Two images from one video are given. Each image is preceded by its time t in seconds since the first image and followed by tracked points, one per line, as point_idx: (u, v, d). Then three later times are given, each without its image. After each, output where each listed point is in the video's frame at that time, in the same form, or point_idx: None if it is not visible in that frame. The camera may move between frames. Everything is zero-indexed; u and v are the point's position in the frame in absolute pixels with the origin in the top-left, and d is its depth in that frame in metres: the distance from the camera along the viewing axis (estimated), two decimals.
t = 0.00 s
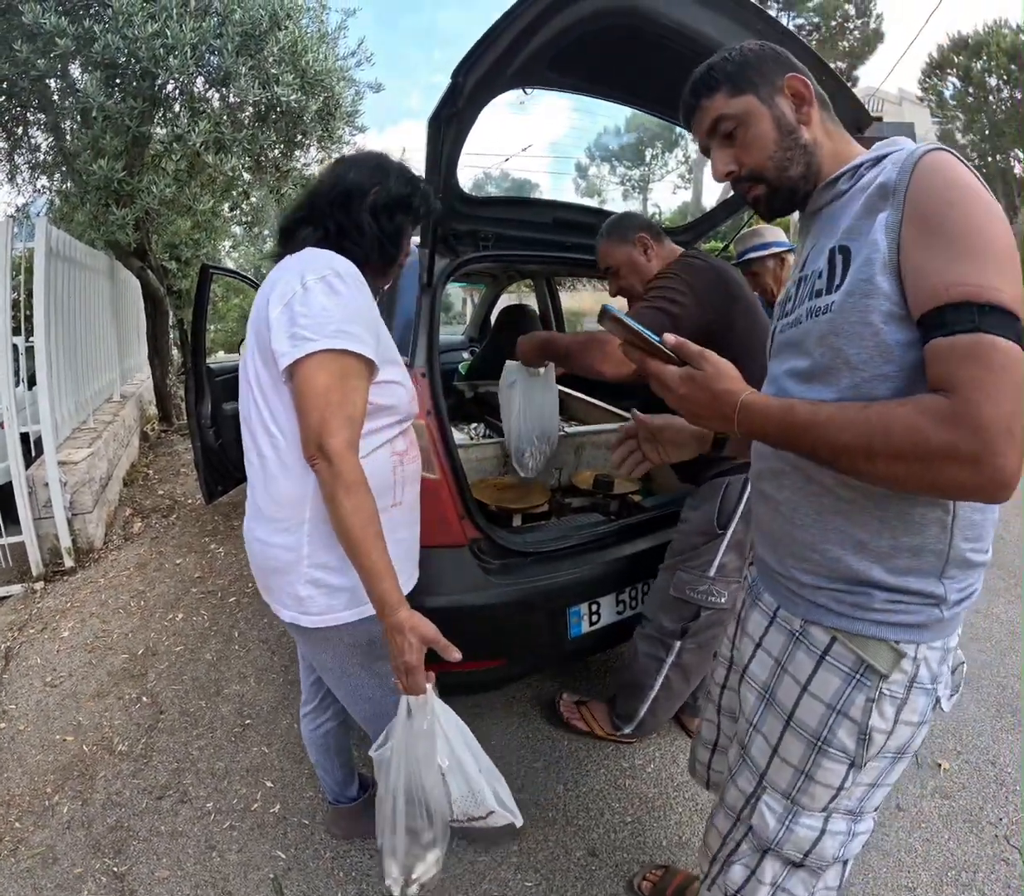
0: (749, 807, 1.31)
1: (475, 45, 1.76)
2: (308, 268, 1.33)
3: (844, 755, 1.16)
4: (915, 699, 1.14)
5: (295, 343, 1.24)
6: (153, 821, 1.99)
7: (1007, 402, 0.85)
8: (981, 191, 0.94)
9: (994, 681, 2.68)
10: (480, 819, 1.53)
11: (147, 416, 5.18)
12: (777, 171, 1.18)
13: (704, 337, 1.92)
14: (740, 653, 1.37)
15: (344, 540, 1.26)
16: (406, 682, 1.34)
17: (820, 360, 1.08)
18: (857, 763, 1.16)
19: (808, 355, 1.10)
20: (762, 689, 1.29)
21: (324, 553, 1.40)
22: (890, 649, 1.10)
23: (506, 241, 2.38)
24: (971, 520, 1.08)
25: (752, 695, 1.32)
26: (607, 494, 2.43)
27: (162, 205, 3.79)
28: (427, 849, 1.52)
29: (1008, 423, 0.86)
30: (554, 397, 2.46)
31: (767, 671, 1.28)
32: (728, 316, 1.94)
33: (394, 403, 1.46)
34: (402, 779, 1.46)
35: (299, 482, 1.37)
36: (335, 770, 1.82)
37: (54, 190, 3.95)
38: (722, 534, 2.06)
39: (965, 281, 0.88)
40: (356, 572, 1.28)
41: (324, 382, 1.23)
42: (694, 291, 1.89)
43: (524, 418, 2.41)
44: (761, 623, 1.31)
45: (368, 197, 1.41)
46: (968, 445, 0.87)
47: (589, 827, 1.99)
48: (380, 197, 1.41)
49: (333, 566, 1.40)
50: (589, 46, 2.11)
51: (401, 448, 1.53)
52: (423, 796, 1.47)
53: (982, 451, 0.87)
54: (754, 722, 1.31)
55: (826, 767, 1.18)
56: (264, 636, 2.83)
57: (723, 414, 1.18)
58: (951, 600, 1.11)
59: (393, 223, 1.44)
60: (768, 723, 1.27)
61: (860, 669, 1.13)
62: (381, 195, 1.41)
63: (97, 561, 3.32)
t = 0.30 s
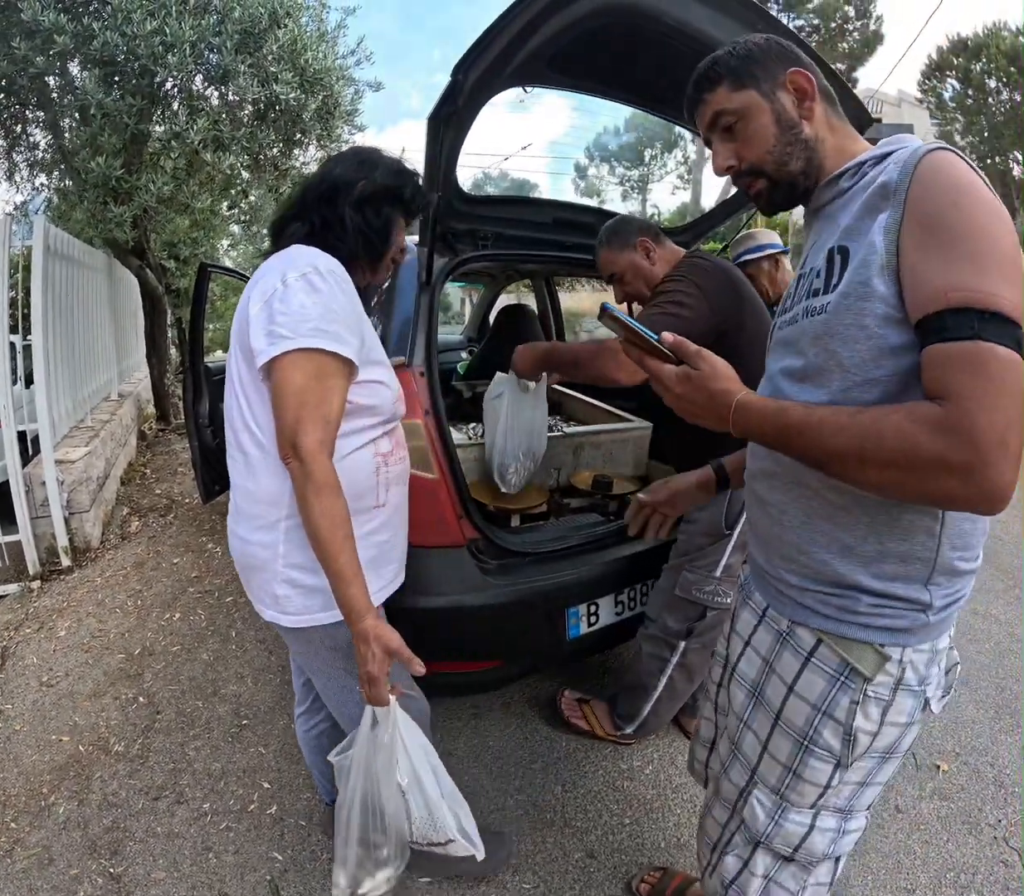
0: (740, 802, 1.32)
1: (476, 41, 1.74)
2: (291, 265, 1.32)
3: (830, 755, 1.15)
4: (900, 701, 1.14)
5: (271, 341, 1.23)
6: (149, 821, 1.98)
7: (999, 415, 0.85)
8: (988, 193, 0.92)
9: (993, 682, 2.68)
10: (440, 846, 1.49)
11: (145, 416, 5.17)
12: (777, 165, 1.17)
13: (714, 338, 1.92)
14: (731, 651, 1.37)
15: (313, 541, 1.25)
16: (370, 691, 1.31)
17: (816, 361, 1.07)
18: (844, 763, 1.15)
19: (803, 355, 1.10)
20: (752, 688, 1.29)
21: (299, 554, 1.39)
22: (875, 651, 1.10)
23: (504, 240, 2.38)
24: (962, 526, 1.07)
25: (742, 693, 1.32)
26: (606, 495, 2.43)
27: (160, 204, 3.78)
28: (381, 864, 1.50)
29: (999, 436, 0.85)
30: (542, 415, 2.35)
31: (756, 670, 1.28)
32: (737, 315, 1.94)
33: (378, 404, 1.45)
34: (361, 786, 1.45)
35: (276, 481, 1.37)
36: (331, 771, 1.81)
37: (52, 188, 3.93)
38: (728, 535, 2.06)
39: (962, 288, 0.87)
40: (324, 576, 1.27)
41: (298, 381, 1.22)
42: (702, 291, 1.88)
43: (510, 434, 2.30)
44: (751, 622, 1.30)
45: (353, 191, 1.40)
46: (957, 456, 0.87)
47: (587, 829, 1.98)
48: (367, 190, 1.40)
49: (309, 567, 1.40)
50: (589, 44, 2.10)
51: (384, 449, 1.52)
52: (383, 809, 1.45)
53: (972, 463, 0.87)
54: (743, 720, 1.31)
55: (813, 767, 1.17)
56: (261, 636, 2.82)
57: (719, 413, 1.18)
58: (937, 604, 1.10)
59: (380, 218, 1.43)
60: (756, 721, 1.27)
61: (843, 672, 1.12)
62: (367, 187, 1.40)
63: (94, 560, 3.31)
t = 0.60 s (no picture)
0: (731, 806, 1.31)
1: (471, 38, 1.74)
2: (277, 263, 1.32)
3: (818, 759, 1.15)
4: (890, 706, 1.12)
5: (253, 341, 1.23)
6: (144, 821, 1.98)
7: (968, 423, 0.84)
8: (985, 188, 0.90)
9: (989, 683, 2.68)
10: (406, 859, 1.47)
11: (143, 415, 5.16)
12: (772, 153, 1.17)
13: (717, 339, 1.91)
14: (722, 654, 1.37)
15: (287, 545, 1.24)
16: (336, 703, 1.32)
17: (802, 358, 1.07)
18: (832, 768, 1.14)
19: (789, 352, 1.10)
20: (742, 691, 1.29)
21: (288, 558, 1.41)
22: (862, 654, 1.09)
23: (501, 240, 2.37)
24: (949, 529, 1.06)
25: (732, 696, 1.32)
26: (602, 495, 2.42)
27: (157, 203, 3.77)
28: (346, 872, 1.50)
29: (966, 444, 0.85)
30: (537, 441, 2.29)
31: (745, 672, 1.28)
32: (738, 314, 1.93)
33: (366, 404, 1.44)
34: (328, 792, 1.46)
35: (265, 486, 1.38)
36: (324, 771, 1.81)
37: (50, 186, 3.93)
38: (728, 536, 2.07)
39: (940, 287, 0.86)
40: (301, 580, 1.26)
41: (280, 382, 1.21)
42: (705, 292, 1.88)
43: (501, 454, 2.26)
44: (742, 625, 1.30)
45: (341, 186, 1.40)
46: (920, 461, 0.88)
47: (582, 831, 1.97)
48: (356, 184, 1.41)
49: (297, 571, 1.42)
50: (585, 42, 2.10)
51: (375, 449, 1.51)
52: (349, 816, 1.46)
53: (934, 469, 0.87)
54: (734, 724, 1.31)
55: (801, 771, 1.17)
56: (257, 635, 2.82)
57: (697, 401, 1.18)
58: (925, 609, 1.09)
59: (368, 213, 1.43)
60: (746, 724, 1.27)
61: (828, 675, 1.12)
62: (356, 181, 1.40)
63: (90, 560, 3.31)
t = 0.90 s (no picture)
0: (731, 808, 1.30)
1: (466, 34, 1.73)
2: (260, 264, 1.30)
3: (818, 761, 1.14)
4: (893, 709, 1.11)
5: (235, 346, 1.22)
6: (139, 821, 1.97)
7: (952, 409, 0.83)
8: (967, 181, 0.89)
9: (987, 683, 2.67)
10: (405, 856, 1.46)
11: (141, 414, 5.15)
12: (764, 153, 1.17)
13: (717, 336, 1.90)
14: (725, 655, 1.36)
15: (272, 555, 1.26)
16: (322, 711, 1.36)
17: (791, 357, 1.06)
18: (833, 771, 1.14)
19: (778, 350, 1.10)
20: (744, 692, 1.28)
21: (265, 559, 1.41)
22: (864, 657, 1.08)
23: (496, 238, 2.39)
24: (947, 528, 1.05)
25: (734, 697, 1.31)
26: (599, 491, 2.42)
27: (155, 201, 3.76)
28: (350, 876, 1.48)
29: (952, 431, 0.83)
30: (541, 460, 2.28)
31: (748, 673, 1.27)
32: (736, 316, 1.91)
33: (355, 407, 1.43)
34: (322, 798, 1.45)
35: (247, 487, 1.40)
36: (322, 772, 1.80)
37: (48, 185, 3.92)
38: (728, 536, 2.04)
39: (918, 277, 0.86)
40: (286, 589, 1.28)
41: (262, 388, 1.21)
42: (705, 291, 1.87)
43: (507, 467, 2.22)
44: (746, 625, 1.29)
45: (332, 173, 1.38)
46: (902, 448, 0.86)
47: (579, 832, 1.96)
48: (347, 171, 1.39)
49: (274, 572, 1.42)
50: (582, 38, 2.09)
51: (365, 453, 1.50)
52: (345, 818, 1.45)
53: (919, 455, 0.85)
54: (735, 725, 1.30)
55: (801, 773, 1.16)
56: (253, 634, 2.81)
57: (687, 401, 1.17)
58: (927, 610, 1.07)
59: (362, 200, 1.42)
60: (747, 725, 1.26)
61: (829, 677, 1.11)
62: (347, 168, 1.39)
63: (87, 559, 3.30)
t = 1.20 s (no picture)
0: (721, 801, 1.30)
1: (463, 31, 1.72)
2: (240, 261, 1.29)
3: (810, 756, 1.13)
4: (887, 708, 1.10)
5: (217, 346, 1.21)
6: (134, 820, 1.96)
7: (947, 399, 0.82)
8: (963, 176, 0.89)
9: (987, 684, 2.66)
10: (412, 844, 1.46)
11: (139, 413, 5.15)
12: (768, 159, 1.16)
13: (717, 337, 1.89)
14: (724, 650, 1.36)
15: (262, 557, 1.26)
16: (321, 714, 1.36)
17: (788, 354, 1.06)
18: (825, 767, 1.13)
19: (777, 348, 1.09)
20: (740, 686, 1.27)
21: (247, 562, 1.41)
22: (859, 654, 1.07)
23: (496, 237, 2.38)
24: (944, 526, 1.04)
25: (730, 691, 1.30)
26: (598, 489, 2.42)
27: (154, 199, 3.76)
28: (362, 870, 1.49)
29: (946, 421, 0.82)
30: (542, 464, 2.30)
31: (745, 668, 1.26)
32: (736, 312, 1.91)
33: (341, 404, 1.42)
34: (325, 799, 1.45)
35: (229, 488, 1.39)
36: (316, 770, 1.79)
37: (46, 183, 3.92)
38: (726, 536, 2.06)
39: (913, 269, 0.85)
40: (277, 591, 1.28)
41: (246, 389, 1.20)
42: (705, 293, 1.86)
43: (512, 470, 2.23)
44: (745, 621, 1.28)
45: (317, 163, 1.37)
46: (898, 438, 0.85)
47: (576, 832, 1.95)
48: (332, 161, 1.38)
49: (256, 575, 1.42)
50: (580, 35, 2.08)
51: (350, 453, 1.49)
52: (350, 816, 1.44)
53: (914, 446, 0.85)
54: (729, 719, 1.29)
55: (793, 768, 1.15)
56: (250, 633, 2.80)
57: (688, 396, 1.16)
58: (923, 609, 1.06)
59: (349, 191, 1.41)
60: (741, 720, 1.26)
61: (824, 673, 1.10)
62: (333, 157, 1.38)
63: (83, 557, 3.29)
